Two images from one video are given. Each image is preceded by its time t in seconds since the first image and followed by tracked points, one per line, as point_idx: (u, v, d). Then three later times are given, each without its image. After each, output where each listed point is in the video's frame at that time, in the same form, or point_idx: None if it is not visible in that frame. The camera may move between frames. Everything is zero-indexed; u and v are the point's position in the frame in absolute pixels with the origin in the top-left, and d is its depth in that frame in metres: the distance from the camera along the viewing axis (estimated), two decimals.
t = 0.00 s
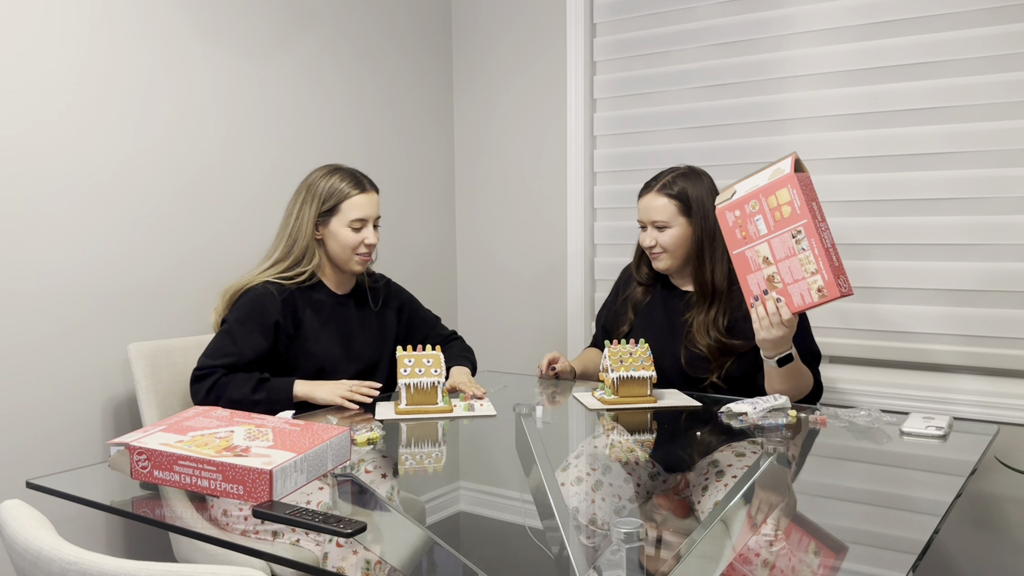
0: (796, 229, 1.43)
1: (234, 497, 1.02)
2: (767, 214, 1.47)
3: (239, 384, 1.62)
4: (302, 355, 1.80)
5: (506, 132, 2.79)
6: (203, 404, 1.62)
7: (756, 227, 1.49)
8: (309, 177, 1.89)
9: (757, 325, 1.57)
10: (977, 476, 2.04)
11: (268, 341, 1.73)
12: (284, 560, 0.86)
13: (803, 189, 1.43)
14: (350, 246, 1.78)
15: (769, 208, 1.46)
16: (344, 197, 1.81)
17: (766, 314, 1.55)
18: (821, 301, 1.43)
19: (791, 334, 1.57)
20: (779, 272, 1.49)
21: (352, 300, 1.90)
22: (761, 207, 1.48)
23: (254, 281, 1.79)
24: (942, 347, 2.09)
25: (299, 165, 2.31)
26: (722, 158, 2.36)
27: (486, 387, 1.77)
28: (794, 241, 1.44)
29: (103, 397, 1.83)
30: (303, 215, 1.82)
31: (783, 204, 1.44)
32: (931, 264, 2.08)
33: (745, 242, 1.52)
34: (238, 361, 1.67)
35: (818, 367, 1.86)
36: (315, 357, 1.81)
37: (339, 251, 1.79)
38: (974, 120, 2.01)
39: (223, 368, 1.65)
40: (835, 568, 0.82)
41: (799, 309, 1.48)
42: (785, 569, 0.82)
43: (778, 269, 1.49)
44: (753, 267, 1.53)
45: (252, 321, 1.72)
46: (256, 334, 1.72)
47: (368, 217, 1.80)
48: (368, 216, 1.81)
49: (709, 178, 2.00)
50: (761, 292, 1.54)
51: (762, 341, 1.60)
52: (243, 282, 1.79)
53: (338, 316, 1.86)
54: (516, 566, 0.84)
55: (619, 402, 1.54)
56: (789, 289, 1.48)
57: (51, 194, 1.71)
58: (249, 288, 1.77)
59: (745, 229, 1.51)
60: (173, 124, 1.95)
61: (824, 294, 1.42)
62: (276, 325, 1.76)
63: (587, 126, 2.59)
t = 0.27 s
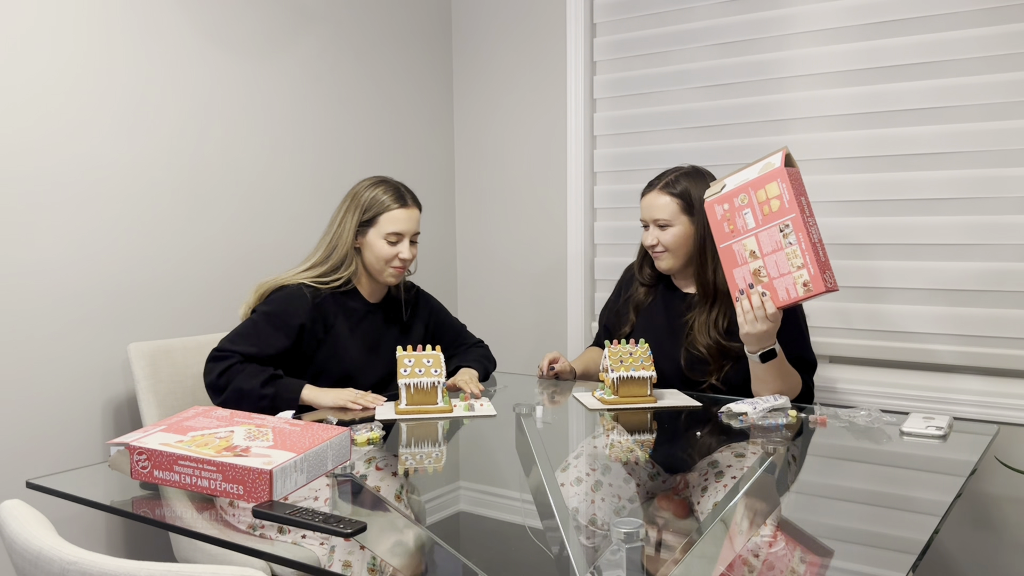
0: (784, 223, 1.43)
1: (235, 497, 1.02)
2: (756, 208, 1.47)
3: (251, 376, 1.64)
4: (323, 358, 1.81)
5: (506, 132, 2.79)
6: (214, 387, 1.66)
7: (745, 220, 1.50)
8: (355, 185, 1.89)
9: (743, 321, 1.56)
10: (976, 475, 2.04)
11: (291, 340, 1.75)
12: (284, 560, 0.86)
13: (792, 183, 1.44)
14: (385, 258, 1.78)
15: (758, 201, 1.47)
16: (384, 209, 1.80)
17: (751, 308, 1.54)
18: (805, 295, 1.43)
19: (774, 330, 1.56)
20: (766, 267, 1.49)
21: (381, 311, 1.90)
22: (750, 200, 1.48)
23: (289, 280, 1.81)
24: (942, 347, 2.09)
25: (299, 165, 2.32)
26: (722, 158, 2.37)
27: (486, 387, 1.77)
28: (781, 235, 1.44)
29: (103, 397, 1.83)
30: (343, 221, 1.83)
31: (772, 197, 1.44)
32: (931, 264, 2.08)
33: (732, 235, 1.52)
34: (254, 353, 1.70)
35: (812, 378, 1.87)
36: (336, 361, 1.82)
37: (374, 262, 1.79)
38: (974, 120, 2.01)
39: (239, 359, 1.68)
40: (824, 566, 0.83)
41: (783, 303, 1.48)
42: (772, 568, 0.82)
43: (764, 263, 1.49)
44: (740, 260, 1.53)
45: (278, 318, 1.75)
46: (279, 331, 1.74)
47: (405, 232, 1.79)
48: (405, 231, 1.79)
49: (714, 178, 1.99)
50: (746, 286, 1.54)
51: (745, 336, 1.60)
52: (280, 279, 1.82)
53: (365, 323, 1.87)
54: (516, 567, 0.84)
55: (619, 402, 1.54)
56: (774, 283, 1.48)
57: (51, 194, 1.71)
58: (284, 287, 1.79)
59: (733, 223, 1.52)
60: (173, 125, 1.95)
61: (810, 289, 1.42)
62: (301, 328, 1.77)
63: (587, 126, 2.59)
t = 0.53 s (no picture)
0: (791, 235, 1.43)
1: (235, 497, 1.02)
2: (759, 218, 1.46)
3: (262, 366, 1.64)
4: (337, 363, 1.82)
5: (506, 132, 2.79)
6: (224, 368, 1.66)
7: (747, 229, 1.48)
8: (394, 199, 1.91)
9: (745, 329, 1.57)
10: (976, 475, 2.04)
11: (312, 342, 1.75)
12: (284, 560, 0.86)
13: (798, 194, 1.43)
14: (415, 272, 1.79)
15: (762, 211, 1.46)
16: (419, 225, 1.81)
17: (754, 318, 1.54)
18: (812, 308, 1.46)
19: (777, 337, 1.58)
20: (769, 277, 1.50)
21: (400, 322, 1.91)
22: (752, 209, 1.47)
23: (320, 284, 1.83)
24: (942, 347, 2.09)
25: (298, 165, 2.31)
26: (722, 158, 2.37)
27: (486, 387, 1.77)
28: (787, 247, 1.44)
29: (103, 397, 1.83)
30: (380, 231, 1.85)
31: (777, 209, 1.44)
32: (931, 264, 2.09)
33: (733, 243, 1.51)
34: (271, 346, 1.70)
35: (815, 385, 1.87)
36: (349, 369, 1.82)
37: (405, 276, 1.80)
38: (974, 120, 2.02)
39: (254, 348, 1.67)
40: (824, 565, 0.83)
41: (788, 314, 1.51)
42: (772, 568, 0.82)
43: (768, 274, 1.49)
44: (742, 270, 1.52)
45: (304, 318, 1.75)
46: (300, 331, 1.74)
47: (438, 249, 1.80)
48: (438, 248, 1.80)
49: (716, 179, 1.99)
50: (748, 295, 1.54)
51: (747, 343, 1.60)
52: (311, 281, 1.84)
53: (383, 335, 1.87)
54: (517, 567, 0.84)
55: (619, 402, 1.54)
56: (779, 294, 1.50)
57: (51, 193, 1.71)
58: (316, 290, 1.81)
59: (734, 231, 1.50)
60: (173, 125, 1.95)
61: (817, 301, 1.45)
62: (322, 334, 1.77)
63: (587, 126, 2.59)
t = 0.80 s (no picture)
0: (788, 233, 1.43)
1: (235, 497, 1.02)
2: (756, 216, 1.46)
3: (272, 363, 1.65)
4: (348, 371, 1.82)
5: (506, 132, 2.79)
6: (235, 359, 1.67)
7: (744, 228, 1.48)
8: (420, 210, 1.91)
9: (744, 328, 1.57)
10: (976, 475, 2.04)
11: (327, 347, 1.76)
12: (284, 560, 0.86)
13: (794, 191, 1.43)
14: (433, 285, 1.78)
15: (759, 210, 1.46)
16: (441, 238, 1.81)
17: (753, 317, 1.55)
18: (812, 304, 1.46)
19: (774, 335, 1.58)
20: (767, 275, 1.50)
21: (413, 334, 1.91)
22: (749, 208, 1.47)
23: (341, 291, 1.83)
24: (942, 347, 2.09)
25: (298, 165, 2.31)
26: (722, 158, 2.37)
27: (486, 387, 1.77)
28: (784, 245, 1.44)
29: (103, 397, 1.83)
30: (402, 242, 1.84)
31: (773, 207, 1.43)
32: (931, 264, 2.08)
33: (730, 243, 1.51)
34: (285, 346, 1.71)
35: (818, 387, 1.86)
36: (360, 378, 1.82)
37: (422, 287, 1.80)
38: (973, 120, 2.02)
39: (266, 343, 1.69)
40: (824, 566, 0.83)
41: (787, 311, 1.51)
42: (772, 568, 0.82)
43: (766, 272, 1.49)
44: (739, 268, 1.52)
45: (322, 322, 1.77)
46: (316, 334, 1.76)
47: (457, 264, 1.79)
48: (458, 263, 1.79)
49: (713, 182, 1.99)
50: (746, 294, 1.54)
51: (745, 342, 1.60)
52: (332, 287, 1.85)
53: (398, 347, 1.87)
54: (516, 567, 0.84)
55: (619, 402, 1.54)
56: (777, 291, 1.50)
57: (51, 193, 1.71)
58: (337, 297, 1.82)
59: (730, 230, 1.50)
60: (172, 125, 1.95)
61: (817, 298, 1.45)
62: (338, 342, 1.78)
63: (587, 126, 2.59)
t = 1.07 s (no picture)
0: (781, 230, 1.44)
1: (235, 497, 1.02)
2: (748, 215, 1.46)
3: (275, 361, 1.65)
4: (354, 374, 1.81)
5: (506, 132, 2.79)
6: (239, 355, 1.68)
7: (737, 227, 1.48)
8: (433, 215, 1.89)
9: (741, 327, 1.57)
10: (976, 475, 2.04)
11: (331, 350, 1.77)
12: (284, 560, 0.86)
13: (784, 188, 1.44)
14: (439, 290, 1.78)
15: (750, 208, 1.46)
16: (449, 244, 1.79)
17: (749, 315, 1.55)
18: (807, 300, 1.46)
19: (772, 334, 1.58)
20: (761, 273, 1.50)
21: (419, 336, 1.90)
22: (741, 207, 1.47)
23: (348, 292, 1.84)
24: (941, 348, 2.09)
25: (297, 165, 2.31)
26: (722, 158, 2.37)
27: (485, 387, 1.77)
28: (777, 242, 1.45)
29: (103, 397, 1.83)
30: (411, 246, 1.83)
31: (765, 205, 1.44)
32: (931, 264, 2.08)
33: (723, 242, 1.51)
34: (289, 346, 1.72)
35: (818, 387, 1.86)
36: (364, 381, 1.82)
37: (429, 292, 1.79)
38: (973, 120, 2.02)
39: (270, 342, 1.70)
40: (819, 566, 0.83)
41: (783, 308, 1.51)
42: (771, 568, 0.82)
43: (760, 270, 1.49)
44: (733, 267, 1.52)
45: (327, 323, 1.78)
46: (320, 335, 1.77)
47: (464, 271, 1.77)
48: (465, 269, 1.77)
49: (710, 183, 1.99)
50: (741, 293, 1.54)
51: (742, 340, 1.61)
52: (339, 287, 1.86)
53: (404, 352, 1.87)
54: (517, 567, 0.84)
55: (619, 402, 1.54)
56: (772, 289, 1.50)
57: (50, 193, 1.71)
58: (345, 299, 1.82)
59: (723, 230, 1.50)
60: (172, 126, 1.95)
61: (811, 294, 1.45)
62: (342, 346, 1.78)
63: (587, 126, 2.59)
